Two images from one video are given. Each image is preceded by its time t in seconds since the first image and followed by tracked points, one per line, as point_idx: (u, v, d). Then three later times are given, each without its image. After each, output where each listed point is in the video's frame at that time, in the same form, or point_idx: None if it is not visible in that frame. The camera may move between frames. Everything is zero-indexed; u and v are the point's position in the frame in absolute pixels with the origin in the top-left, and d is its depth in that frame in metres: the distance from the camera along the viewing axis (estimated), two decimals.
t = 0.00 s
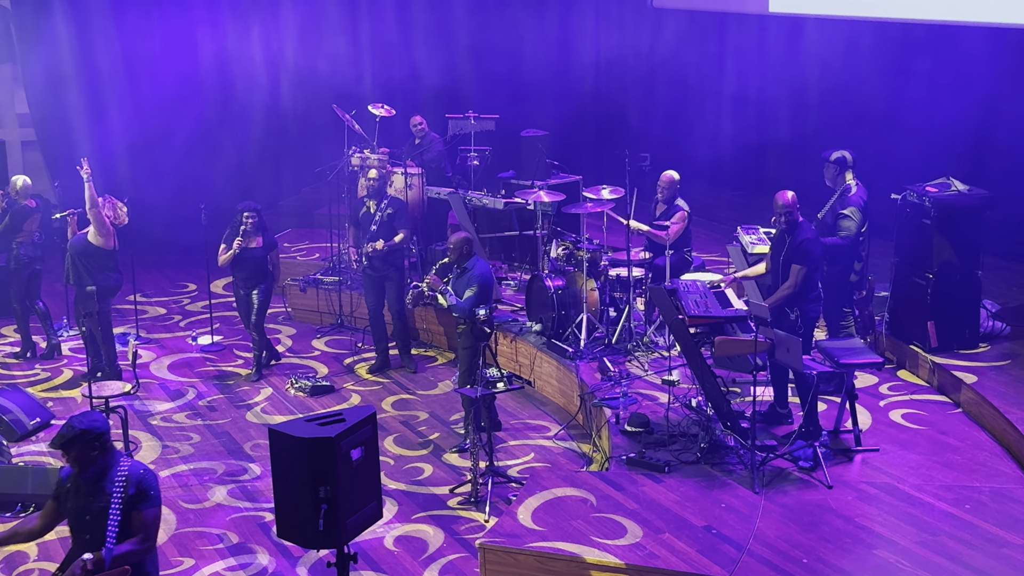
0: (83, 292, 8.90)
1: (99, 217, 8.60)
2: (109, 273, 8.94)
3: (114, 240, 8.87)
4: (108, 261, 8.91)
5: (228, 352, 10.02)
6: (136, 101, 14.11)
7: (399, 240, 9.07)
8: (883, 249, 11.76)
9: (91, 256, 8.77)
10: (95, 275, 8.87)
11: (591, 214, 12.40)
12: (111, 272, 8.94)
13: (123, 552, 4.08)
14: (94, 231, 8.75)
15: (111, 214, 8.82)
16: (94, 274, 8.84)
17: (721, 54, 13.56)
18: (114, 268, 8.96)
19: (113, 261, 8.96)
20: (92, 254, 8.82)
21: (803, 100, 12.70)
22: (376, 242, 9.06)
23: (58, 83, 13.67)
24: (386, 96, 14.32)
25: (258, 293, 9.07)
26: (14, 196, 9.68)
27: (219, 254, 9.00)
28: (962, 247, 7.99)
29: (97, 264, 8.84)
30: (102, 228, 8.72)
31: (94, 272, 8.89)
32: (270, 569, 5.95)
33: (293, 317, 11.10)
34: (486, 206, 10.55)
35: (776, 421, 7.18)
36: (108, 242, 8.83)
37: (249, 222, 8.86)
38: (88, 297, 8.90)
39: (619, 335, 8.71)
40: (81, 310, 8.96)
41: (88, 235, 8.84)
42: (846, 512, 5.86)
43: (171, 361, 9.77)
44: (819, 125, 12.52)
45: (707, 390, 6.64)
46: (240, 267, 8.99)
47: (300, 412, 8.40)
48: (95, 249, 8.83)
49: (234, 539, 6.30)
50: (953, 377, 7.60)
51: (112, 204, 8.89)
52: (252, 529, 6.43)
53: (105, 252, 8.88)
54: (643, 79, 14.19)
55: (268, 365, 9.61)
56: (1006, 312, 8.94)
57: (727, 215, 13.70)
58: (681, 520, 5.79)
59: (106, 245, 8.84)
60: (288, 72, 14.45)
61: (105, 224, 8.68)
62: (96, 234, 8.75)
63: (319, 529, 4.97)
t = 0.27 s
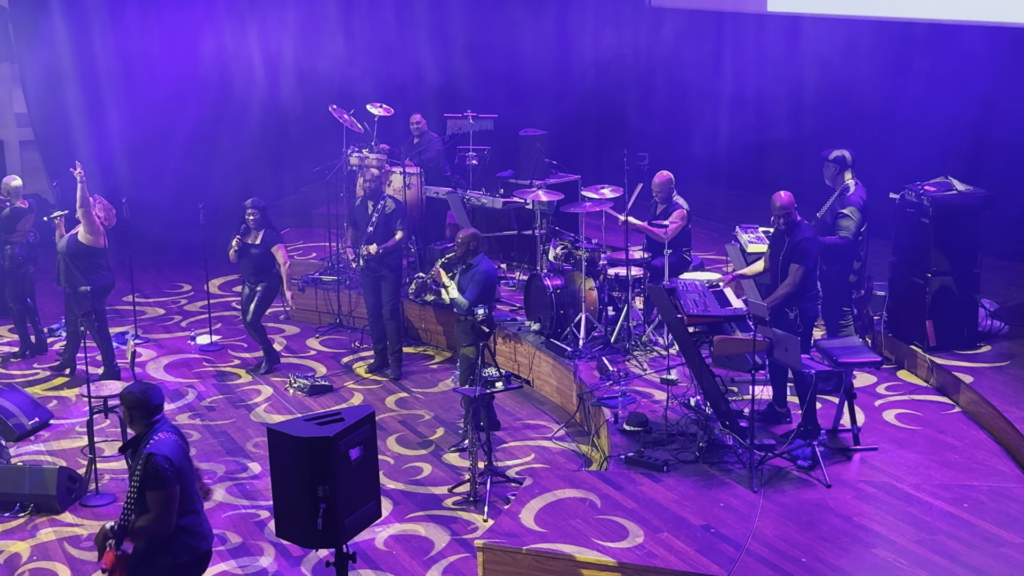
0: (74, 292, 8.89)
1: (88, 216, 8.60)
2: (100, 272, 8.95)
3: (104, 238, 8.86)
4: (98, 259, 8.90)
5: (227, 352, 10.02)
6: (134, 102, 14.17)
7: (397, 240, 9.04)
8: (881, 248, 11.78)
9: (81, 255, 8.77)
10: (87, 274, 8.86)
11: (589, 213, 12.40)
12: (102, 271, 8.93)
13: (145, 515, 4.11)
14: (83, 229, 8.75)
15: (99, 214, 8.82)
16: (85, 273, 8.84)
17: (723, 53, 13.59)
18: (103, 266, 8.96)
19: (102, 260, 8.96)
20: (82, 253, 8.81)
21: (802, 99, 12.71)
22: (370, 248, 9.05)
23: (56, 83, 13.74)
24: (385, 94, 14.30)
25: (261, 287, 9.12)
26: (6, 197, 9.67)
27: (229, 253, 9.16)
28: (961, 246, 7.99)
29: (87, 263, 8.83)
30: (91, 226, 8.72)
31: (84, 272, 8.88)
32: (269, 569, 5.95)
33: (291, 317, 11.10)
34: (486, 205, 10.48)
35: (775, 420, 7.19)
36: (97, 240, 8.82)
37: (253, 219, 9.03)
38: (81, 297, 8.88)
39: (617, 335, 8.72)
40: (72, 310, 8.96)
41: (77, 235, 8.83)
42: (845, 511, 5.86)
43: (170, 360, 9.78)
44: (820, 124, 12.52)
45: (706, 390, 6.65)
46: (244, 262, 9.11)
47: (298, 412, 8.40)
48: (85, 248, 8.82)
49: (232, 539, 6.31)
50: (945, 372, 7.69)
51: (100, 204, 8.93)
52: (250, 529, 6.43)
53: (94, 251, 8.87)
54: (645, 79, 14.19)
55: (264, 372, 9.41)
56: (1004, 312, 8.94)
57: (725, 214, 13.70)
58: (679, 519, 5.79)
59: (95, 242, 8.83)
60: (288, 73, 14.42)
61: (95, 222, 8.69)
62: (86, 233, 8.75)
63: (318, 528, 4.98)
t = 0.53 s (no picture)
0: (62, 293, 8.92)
1: (72, 216, 8.69)
2: (86, 272, 9.00)
3: (90, 238, 8.93)
4: (84, 260, 8.97)
5: (225, 353, 10.02)
6: (132, 103, 14.17)
7: (396, 244, 9.05)
8: (879, 249, 11.79)
9: (66, 256, 8.83)
10: (74, 275, 8.92)
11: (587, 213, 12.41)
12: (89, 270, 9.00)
13: (163, 475, 4.78)
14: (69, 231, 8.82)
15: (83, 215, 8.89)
16: (72, 273, 8.90)
17: (723, 55, 13.70)
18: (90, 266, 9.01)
19: (88, 260, 9.01)
20: (68, 254, 8.87)
21: (800, 98, 12.74)
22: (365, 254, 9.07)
23: (54, 85, 13.67)
24: (383, 94, 14.34)
25: (264, 285, 9.19)
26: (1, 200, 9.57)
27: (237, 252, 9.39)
28: (959, 246, 8.00)
29: (74, 263, 8.89)
30: (76, 227, 8.81)
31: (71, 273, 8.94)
32: (268, 571, 5.95)
33: (290, 318, 11.10)
34: (484, 206, 10.37)
35: (773, 420, 7.19)
36: (83, 241, 8.89)
37: (258, 214, 8.96)
38: (71, 298, 8.93)
39: (616, 335, 8.72)
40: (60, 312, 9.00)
41: (63, 236, 8.89)
42: (843, 511, 5.86)
43: (168, 362, 9.77)
44: (817, 123, 12.57)
45: (705, 390, 6.69)
46: (245, 260, 9.21)
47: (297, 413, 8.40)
48: (71, 249, 8.89)
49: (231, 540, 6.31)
50: (943, 372, 7.68)
51: (86, 205, 8.96)
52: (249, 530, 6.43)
53: (80, 251, 8.94)
54: (643, 78, 14.28)
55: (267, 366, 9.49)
56: (1002, 312, 8.95)
57: (723, 215, 13.71)
58: (678, 519, 5.80)
59: (81, 243, 8.90)
60: (286, 74, 14.45)
61: (80, 222, 8.76)
62: (71, 233, 8.82)
63: (317, 529, 4.98)
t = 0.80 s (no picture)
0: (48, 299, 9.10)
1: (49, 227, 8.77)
2: (69, 279, 9.25)
3: (72, 242, 9.06)
4: (67, 264, 9.14)
5: (223, 355, 10.02)
6: (131, 105, 14.17)
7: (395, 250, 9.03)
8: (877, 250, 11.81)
9: (50, 262, 8.99)
10: (57, 281, 9.13)
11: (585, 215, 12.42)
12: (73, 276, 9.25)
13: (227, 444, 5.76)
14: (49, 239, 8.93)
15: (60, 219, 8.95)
16: (58, 279, 9.12)
17: (725, 57, 13.70)
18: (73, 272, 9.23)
19: (71, 265, 9.22)
20: (50, 261, 9.03)
21: (800, 99, 12.74)
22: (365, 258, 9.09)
23: (52, 88, 13.65)
24: (383, 95, 14.32)
25: (264, 273, 9.15)
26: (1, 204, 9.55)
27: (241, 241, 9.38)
28: (956, 247, 8.01)
29: (57, 270, 9.08)
30: (56, 234, 8.90)
31: (56, 279, 9.14)
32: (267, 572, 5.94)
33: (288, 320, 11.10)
34: (482, 208, 10.49)
35: (772, 422, 7.19)
36: (64, 247, 9.02)
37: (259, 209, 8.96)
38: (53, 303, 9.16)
39: (614, 337, 8.73)
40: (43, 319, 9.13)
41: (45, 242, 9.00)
42: (842, 513, 5.86)
43: (166, 364, 9.77)
44: (818, 124, 12.55)
45: (704, 392, 6.68)
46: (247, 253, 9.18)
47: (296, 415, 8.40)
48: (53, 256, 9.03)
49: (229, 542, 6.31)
50: (942, 373, 7.69)
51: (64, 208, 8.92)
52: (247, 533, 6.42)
53: (63, 256, 9.08)
54: (642, 79, 14.36)
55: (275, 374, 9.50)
56: (1000, 313, 8.96)
57: (722, 216, 13.71)
58: (677, 521, 5.79)
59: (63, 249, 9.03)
60: (285, 76, 14.42)
61: (59, 233, 8.87)
62: (51, 242, 8.94)
63: (316, 532, 4.98)
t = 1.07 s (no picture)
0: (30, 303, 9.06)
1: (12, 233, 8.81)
2: (52, 280, 9.12)
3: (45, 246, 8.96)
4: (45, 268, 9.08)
5: (222, 357, 10.03)
6: (128, 107, 14.22)
7: (393, 256, 9.03)
8: (875, 251, 11.82)
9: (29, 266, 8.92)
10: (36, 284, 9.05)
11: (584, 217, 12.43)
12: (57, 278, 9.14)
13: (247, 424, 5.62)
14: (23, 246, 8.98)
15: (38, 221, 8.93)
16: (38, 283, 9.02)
17: (724, 58, 13.68)
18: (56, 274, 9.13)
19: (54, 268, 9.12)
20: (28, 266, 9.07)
21: (797, 100, 12.75)
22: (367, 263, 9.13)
23: (50, 89, 13.72)
24: (382, 97, 14.30)
25: (264, 275, 9.19)
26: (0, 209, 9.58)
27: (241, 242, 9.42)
28: (954, 249, 8.01)
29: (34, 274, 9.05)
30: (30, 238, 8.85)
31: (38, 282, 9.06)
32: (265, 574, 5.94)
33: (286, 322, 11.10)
34: (480, 210, 10.38)
35: (770, 424, 7.20)
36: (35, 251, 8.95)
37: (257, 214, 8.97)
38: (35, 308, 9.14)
39: (613, 339, 8.74)
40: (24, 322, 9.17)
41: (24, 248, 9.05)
42: (840, 514, 5.86)
43: (165, 367, 9.78)
44: (817, 125, 12.55)
45: (702, 394, 6.67)
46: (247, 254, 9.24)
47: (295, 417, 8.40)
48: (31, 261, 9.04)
49: (228, 544, 6.31)
50: (941, 375, 7.69)
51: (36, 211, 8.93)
52: (245, 535, 6.42)
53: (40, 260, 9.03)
54: (642, 80, 14.32)
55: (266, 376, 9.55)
56: (999, 314, 8.96)
57: (720, 218, 13.72)
58: (676, 523, 5.79)
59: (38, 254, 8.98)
60: (282, 78, 14.43)
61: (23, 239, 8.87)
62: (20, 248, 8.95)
63: (314, 535, 4.99)
